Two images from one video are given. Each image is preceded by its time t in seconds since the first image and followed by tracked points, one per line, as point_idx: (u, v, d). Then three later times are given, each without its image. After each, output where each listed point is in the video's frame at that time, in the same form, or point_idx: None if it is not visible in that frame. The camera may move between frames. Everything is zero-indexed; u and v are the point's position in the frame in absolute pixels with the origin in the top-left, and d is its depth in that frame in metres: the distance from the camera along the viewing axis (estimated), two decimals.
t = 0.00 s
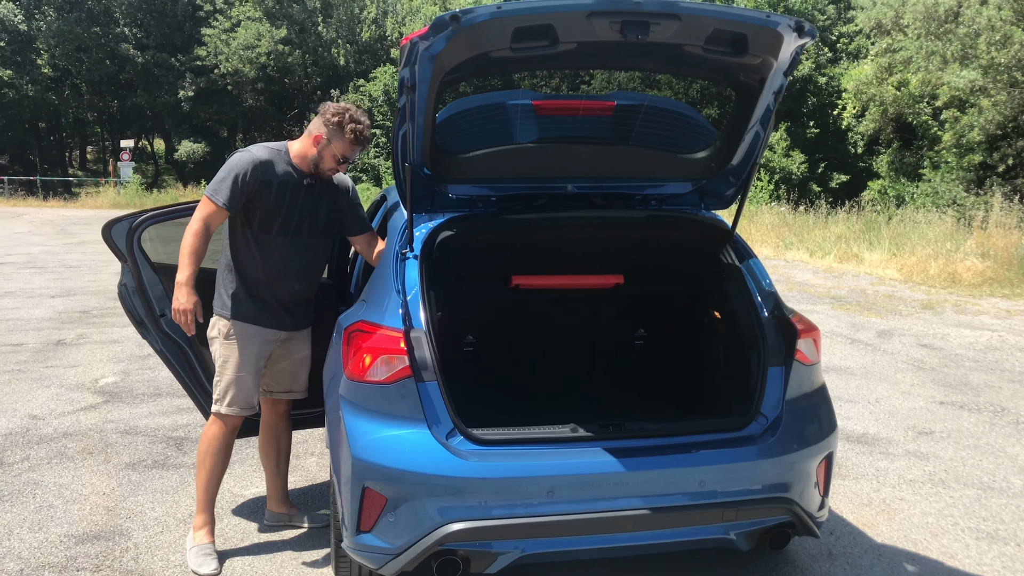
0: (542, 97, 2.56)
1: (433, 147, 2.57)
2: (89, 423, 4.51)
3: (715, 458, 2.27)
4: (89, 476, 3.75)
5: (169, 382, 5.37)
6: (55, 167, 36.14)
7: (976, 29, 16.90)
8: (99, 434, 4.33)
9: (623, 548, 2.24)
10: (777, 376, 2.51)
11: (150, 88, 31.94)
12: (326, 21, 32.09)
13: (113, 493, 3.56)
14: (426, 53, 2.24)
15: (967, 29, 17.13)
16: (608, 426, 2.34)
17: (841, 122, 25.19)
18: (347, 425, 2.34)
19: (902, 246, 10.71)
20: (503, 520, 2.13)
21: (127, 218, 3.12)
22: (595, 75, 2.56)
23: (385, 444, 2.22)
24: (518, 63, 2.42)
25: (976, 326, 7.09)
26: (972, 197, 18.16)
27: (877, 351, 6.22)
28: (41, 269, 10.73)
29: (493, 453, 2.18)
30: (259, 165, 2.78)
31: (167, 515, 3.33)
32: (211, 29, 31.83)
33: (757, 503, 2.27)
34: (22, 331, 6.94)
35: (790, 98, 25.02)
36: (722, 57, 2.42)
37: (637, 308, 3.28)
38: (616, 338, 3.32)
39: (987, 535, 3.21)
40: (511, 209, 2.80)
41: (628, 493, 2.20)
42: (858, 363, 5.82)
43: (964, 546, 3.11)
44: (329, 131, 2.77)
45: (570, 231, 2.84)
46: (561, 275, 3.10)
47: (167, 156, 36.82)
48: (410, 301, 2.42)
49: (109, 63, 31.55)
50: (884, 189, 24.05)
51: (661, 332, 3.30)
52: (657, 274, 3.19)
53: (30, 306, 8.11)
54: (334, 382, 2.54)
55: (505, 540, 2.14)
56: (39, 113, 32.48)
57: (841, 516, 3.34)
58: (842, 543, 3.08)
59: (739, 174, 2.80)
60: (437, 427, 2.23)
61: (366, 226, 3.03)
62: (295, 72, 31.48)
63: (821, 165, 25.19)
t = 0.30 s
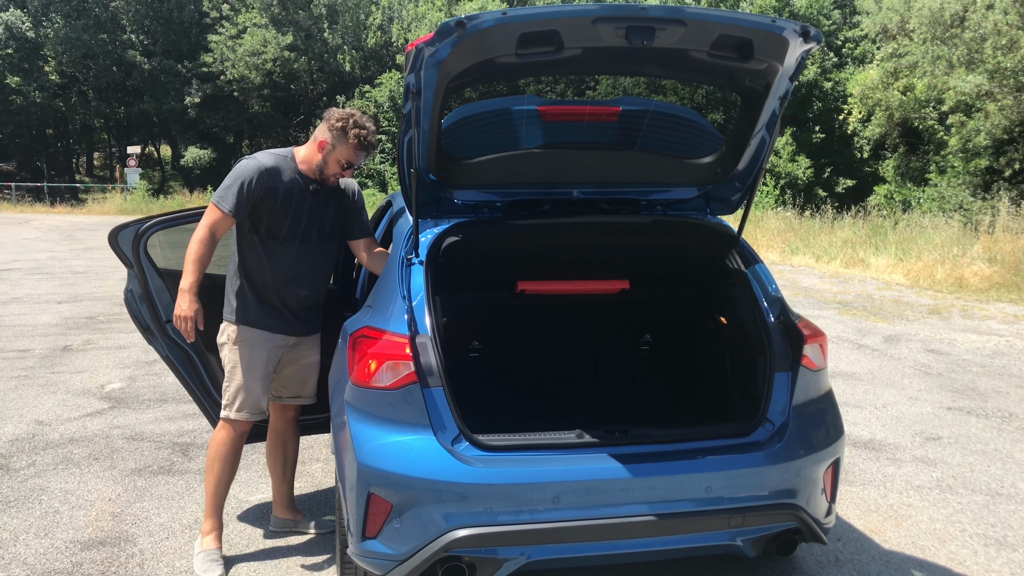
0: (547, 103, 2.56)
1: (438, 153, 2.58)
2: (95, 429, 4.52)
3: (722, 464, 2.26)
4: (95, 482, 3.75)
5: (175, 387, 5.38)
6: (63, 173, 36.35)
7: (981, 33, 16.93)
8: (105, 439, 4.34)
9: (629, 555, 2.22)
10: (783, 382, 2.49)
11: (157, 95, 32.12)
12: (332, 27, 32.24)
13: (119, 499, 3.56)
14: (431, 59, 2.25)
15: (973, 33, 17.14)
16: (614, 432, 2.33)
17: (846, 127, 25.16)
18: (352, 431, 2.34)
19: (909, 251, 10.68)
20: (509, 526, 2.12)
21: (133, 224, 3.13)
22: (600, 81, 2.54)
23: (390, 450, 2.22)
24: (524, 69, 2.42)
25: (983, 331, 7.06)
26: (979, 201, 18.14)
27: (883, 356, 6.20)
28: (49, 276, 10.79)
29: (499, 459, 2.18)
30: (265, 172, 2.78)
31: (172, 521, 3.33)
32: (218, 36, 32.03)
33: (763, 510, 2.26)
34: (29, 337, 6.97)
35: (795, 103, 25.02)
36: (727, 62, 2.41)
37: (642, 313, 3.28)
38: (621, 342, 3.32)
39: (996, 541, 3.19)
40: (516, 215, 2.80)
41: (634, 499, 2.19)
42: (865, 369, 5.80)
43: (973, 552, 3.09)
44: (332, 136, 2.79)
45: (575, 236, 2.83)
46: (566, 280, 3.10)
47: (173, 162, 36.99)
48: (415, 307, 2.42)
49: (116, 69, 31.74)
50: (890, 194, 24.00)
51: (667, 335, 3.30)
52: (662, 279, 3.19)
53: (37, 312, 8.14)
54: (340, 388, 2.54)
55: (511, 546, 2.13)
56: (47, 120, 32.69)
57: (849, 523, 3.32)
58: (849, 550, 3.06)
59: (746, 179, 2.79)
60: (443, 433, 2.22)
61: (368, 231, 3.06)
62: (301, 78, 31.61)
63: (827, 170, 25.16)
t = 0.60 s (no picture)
0: (547, 104, 2.56)
1: (438, 155, 2.58)
2: (93, 431, 4.51)
3: (722, 466, 2.26)
4: (94, 484, 3.74)
5: (174, 389, 5.37)
6: (61, 175, 36.34)
7: (981, 35, 16.98)
8: (104, 441, 4.33)
9: (630, 557, 2.21)
10: (783, 384, 2.49)
11: (156, 96, 32.10)
12: (331, 29, 32.27)
13: (118, 500, 3.56)
14: (431, 61, 2.24)
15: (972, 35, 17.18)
16: (614, 434, 2.33)
17: (845, 129, 25.17)
18: (352, 433, 2.34)
19: (908, 253, 10.68)
20: (509, 528, 2.12)
21: (132, 226, 3.12)
22: (599, 82, 2.54)
23: (390, 452, 2.21)
24: (524, 71, 2.42)
25: (982, 333, 7.06)
26: (979, 203, 18.17)
27: (883, 357, 6.21)
28: (47, 277, 10.77)
29: (499, 460, 2.17)
30: (263, 175, 2.78)
31: (171, 523, 3.33)
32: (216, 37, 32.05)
33: (764, 511, 2.25)
34: (28, 338, 6.96)
35: (794, 105, 25.04)
36: (728, 64, 2.41)
37: (644, 315, 3.27)
38: (622, 345, 3.31)
39: (996, 542, 3.19)
40: (517, 216, 2.80)
41: (635, 501, 2.18)
42: (864, 370, 5.81)
43: (973, 554, 3.08)
44: (328, 138, 2.77)
45: (576, 238, 2.83)
46: (567, 282, 3.10)
47: (172, 164, 36.98)
48: (415, 309, 2.42)
49: (115, 71, 31.72)
50: (889, 195, 24.02)
51: (667, 339, 3.29)
52: (663, 281, 3.18)
53: (35, 313, 8.13)
54: (339, 389, 2.53)
55: (511, 548, 2.12)
56: (46, 121, 32.67)
57: (849, 524, 3.32)
58: (849, 552, 3.06)
59: (746, 180, 2.79)
60: (443, 435, 2.22)
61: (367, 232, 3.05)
62: (300, 80, 31.60)
63: (825, 172, 25.19)
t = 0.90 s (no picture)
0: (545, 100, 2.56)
1: (436, 150, 2.57)
2: (90, 426, 4.50)
3: (720, 462, 2.25)
4: (90, 479, 3.74)
5: (171, 384, 5.36)
6: (57, 169, 36.22)
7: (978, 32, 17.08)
8: (101, 436, 4.32)
9: (628, 553, 2.22)
10: (781, 380, 2.49)
11: (152, 91, 31.96)
12: (329, 24, 32.22)
13: (114, 496, 3.55)
14: (430, 55, 2.23)
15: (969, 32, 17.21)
16: (612, 430, 2.33)
17: (843, 125, 25.17)
18: (350, 428, 2.33)
19: (905, 250, 10.70)
20: (507, 523, 2.12)
21: (129, 220, 3.10)
22: (596, 79, 2.56)
23: (388, 448, 2.21)
24: (523, 66, 2.41)
25: (979, 330, 7.07)
26: (975, 200, 18.19)
27: (880, 354, 6.21)
28: (43, 272, 10.73)
29: (497, 456, 2.17)
30: (261, 175, 2.76)
31: (168, 518, 3.32)
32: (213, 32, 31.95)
33: (761, 507, 2.26)
34: (24, 333, 6.94)
35: (791, 101, 25.03)
36: (727, 60, 2.41)
37: (642, 311, 3.27)
38: (620, 342, 3.30)
39: (993, 538, 3.19)
40: (515, 212, 2.79)
41: (632, 496, 2.18)
42: (861, 367, 5.82)
43: (970, 550, 3.09)
44: (332, 149, 2.76)
45: (575, 234, 2.82)
46: (565, 278, 3.09)
47: (169, 159, 36.87)
48: (414, 304, 2.42)
49: (111, 65, 31.60)
50: (886, 192, 24.06)
51: (665, 336, 3.29)
52: (661, 278, 3.17)
53: (31, 308, 8.10)
54: (337, 384, 2.53)
55: (509, 544, 2.12)
56: (41, 116, 32.55)
57: (845, 520, 3.33)
58: (846, 547, 3.07)
59: (744, 177, 2.79)
60: (441, 430, 2.22)
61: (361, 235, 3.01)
62: (298, 75, 31.52)
63: (823, 168, 25.22)
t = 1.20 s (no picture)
0: (542, 95, 2.56)
1: (433, 146, 2.57)
2: (87, 423, 4.50)
3: (717, 457, 2.26)
4: (88, 476, 3.74)
5: (168, 381, 5.36)
6: (53, 166, 36.13)
7: (974, 27, 17.07)
8: (98, 433, 4.32)
9: (625, 547, 2.23)
10: (778, 375, 2.50)
11: (148, 87, 31.86)
12: (324, 20, 32.14)
13: (112, 492, 3.55)
14: (427, 50, 2.23)
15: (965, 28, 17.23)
16: (610, 425, 2.34)
17: (839, 121, 25.18)
18: (348, 424, 2.34)
19: (901, 245, 10.72)
20: (504, 518, 2.13)
21: (126, 218, 3.11)
22: (592, 74, 2.56)
23: (386, 444, 2.21)
24: (519, 61, 2.41)
25: (975, 324, 7.09)
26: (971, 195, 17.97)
27: (876, 348, 6.23)
28: (39, 269, 10.71)
29: (495, 452, 2.18)
30: (262, 178, 2.76)
31: (166, 515, 3.32)
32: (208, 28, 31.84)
33: (759, 501, 2.27)
34: (20, 330, 6.93)
35: (788, 97, 25.03)
36: (723, 55, 2.41)
37: (638, 306, 3.28)
38: (616, 338, 3.31)
39: (988, 532, 3.21)
40: (513, 207, 2.78)
41: (630, 491, 2.19)
42: (858, 362, 5.83)
43: (965, 544, 3.11)
44: (339, 162, 2.76)
45: (572, 230, 2.82)
46: (562, 274, 3.10)
47: (164, 155, 36.78)
48: (411, 300, 2.42)
49: (106, 62, 31.50)
50: (882, 187, 24.10)
51: (662, 332, 3.30)
52: (658, 274, 3.19)
53: (28, 305, 8.09)
54: (335, 380, 2.53)
55: (507, 539, 2.13)
56: (36, 112, 32.44)
57: (842, 514, 3.34)
58: (843, 541, 3.08)
59: (741, 172, 2.80)
60: (439, 426, 2.22)
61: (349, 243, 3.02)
62: (293, 71, 31.43)
63: (819, 164, 25.25)
